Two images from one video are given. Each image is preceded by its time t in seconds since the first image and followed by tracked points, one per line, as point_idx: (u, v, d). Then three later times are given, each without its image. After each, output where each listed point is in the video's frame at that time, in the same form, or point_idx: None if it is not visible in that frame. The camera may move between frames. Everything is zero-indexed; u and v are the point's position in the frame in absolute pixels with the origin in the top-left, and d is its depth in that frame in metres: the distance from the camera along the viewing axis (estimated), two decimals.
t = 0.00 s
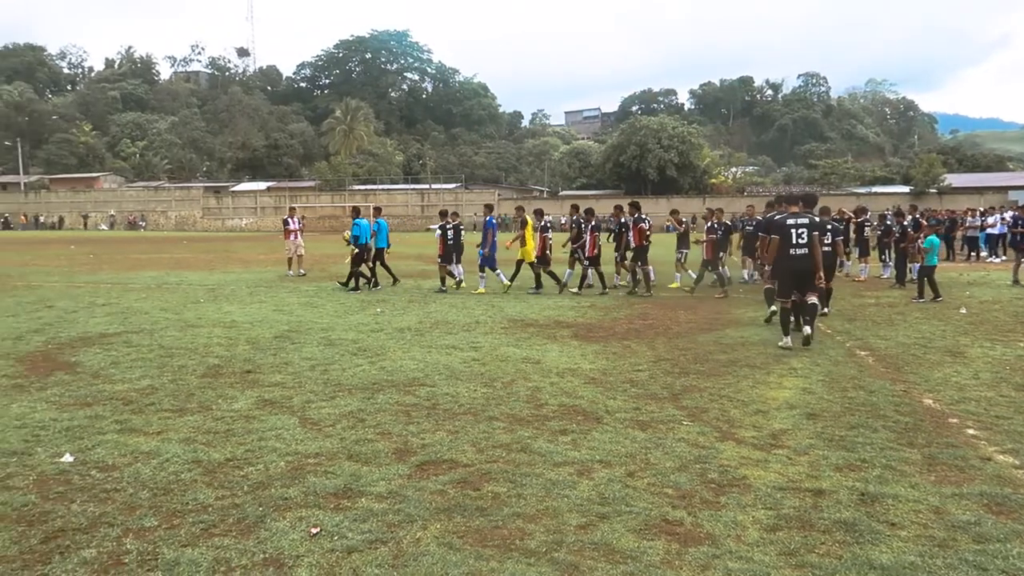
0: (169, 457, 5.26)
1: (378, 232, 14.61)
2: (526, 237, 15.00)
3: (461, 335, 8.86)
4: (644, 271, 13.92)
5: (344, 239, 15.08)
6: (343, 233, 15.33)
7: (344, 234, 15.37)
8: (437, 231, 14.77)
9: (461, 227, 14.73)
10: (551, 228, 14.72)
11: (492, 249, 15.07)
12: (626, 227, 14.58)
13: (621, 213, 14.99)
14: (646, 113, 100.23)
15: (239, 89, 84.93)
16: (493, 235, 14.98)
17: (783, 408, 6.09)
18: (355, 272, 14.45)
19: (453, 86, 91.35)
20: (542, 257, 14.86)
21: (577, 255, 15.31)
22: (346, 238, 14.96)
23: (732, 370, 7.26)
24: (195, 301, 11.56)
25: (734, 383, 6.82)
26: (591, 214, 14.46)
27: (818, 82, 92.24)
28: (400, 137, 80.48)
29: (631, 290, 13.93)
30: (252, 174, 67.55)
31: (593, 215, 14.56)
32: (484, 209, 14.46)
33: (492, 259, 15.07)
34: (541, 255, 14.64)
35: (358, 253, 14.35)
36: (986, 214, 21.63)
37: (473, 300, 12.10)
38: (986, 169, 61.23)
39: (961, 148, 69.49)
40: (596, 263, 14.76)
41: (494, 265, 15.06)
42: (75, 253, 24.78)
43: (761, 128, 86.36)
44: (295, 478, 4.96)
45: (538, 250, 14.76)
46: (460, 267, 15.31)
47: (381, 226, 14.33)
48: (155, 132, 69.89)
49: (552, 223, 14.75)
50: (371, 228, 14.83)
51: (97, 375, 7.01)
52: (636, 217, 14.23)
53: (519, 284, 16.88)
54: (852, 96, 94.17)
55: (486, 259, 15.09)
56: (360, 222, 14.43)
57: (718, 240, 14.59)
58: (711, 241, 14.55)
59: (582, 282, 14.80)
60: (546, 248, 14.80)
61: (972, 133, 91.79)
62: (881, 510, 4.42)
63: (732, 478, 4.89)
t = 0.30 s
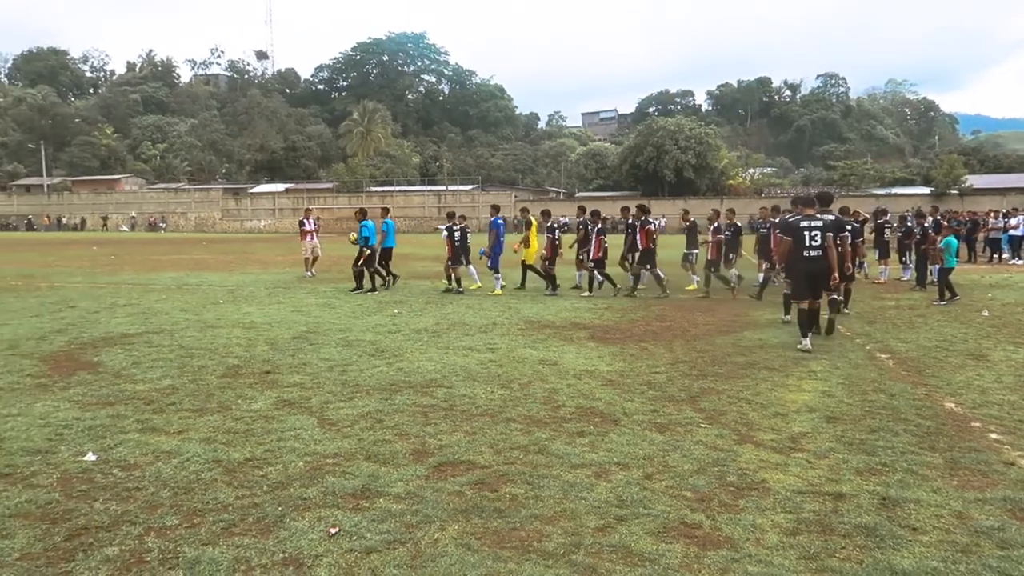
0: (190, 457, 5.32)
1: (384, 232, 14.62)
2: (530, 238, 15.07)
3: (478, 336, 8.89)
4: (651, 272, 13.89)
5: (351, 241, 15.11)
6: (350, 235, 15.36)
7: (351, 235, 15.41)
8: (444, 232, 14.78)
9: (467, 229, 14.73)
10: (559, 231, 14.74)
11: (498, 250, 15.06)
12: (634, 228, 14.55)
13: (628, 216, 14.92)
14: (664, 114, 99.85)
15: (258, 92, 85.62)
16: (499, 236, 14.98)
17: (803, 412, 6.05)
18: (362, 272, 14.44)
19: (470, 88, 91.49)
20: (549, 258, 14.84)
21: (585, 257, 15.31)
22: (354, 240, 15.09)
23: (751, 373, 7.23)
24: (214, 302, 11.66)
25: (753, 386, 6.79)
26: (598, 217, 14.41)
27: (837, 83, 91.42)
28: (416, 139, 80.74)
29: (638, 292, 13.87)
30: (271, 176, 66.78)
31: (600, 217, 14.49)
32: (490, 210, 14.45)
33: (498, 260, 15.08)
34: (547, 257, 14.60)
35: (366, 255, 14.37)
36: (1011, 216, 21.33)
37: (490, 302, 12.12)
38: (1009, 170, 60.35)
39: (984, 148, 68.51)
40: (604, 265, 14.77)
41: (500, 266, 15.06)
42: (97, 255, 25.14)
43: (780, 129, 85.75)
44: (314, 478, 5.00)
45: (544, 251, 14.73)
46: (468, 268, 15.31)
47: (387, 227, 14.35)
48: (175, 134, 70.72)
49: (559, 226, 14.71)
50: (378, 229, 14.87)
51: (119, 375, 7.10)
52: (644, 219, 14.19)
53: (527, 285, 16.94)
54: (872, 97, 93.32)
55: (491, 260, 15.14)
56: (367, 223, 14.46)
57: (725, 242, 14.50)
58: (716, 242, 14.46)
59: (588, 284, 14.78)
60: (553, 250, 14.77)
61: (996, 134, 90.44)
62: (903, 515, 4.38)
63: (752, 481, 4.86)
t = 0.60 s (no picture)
0: (208, 457, 5.36)
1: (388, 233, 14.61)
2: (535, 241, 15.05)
3: (493, 338, 8.91)
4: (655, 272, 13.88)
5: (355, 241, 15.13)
6: (355, 235, 15.37)
7: (355, 235, 15.42)
8: (449, 234, 14.77)
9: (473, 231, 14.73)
10: (565, 233, 14.69)
11: (504, 250, 15.06)
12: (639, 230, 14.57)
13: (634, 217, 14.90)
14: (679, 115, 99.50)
15: (275, 95, 86.11)
16: (505, 237, 14.97)
17: (820, 415, 6.01)
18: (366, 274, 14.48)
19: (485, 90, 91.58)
20: (556, 259, 14.83)
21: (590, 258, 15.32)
22: (358, 240, 15.08)
23: (768, 375, 7.19)
24: (231, 303, 11.76)
25: (770, 389, 6.74)
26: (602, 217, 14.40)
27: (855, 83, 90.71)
28: (431, 141, 81.02)
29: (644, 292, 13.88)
30: (287, 178, 66.57)
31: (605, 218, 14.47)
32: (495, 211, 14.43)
33: (504, 261, 15.09)
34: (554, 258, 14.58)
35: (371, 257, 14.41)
36: None
37: (505, 303, 12.13)
38: None
39: (1004, 148, 67.67)
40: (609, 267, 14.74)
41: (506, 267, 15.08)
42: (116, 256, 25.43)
43: (796, 129, 85.21)
44: (331, 479, 5.02)
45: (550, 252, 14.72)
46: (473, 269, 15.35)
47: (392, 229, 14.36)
48: (192, 137, 71.52)
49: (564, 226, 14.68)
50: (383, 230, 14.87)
51: (137, 375, 7.17)
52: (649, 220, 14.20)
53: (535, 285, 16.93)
54: (889, 97, 92.59)
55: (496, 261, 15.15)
56: (371, 226, 14.46)
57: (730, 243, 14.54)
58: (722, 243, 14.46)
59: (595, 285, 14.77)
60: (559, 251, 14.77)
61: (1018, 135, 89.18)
62: (923, 519, 4.34)
63: (770, 484, 4.84)
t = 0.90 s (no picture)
0: (225, 457, 5.40)
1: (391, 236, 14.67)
2: (538, 241, 15.08)
3: (508, 339, 8.93)
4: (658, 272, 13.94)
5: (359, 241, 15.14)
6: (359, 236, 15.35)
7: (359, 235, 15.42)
8: (454, 236, 14.84)
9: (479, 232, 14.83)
10: (569, 234, 14.66)
11: (509, 251, 15.08)
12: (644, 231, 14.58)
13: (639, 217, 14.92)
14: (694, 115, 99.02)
15: (291, 97, 86.50)
16: (510, 239, 14.97)
17: (838, 417, 5.97)
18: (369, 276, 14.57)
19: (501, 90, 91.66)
20: (560, 261, 14.82)
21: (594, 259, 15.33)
22: (361, 241, 15.07)
23: (786, 378, 7.15)
24: (248, 304, 11.85)
25: (786, 391, 6.71)
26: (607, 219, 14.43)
27: (873, 83, 89.90)
28: (446, 142, 81.10)
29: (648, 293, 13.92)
30: (303, 180, 67.14)
31: (609, 219, 14.52)
32: (500, 213, 14.45)
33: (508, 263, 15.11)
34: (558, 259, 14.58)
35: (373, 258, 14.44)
36: None
37: (520, 305, 12.13)
38: None
39: None
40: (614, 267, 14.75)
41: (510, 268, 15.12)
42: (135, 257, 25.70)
43: (813, 130, 84.55)
44: (347, 479, 5.05)
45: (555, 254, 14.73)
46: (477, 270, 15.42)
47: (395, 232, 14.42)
48: (209, 139, 72.04)
49: (569, 228, 14.69)
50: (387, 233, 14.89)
51: (155, 375, 7.23)
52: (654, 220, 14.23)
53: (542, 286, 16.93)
54: (908, 97, 91.70)
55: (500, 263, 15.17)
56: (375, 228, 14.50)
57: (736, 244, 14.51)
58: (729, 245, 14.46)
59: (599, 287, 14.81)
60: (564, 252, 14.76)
61: None
62: (944, 523, 4.29)
63: (787, 487, 4.81)
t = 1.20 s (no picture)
0: (240, 457, 5.43)
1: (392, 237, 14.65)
2: (541, 242, 15.08)
3: (522, 340, 8.94)
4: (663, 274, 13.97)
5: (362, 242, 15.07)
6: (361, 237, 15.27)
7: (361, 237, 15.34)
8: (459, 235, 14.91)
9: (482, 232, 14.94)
10: (573, 236, 14.65)
11: (513, 252, 15.08)
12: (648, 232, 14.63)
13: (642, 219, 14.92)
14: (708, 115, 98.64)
15: (305, 98, 86.99)
16: (514, 239, 14.96)
17: (854, 420, 5.93)
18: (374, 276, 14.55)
19: (514, 91, 91.76)
20: (564, 262, 14.80)
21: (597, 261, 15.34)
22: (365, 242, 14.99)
23: (801, 380, 7.10)
24: (263, 304, 11.93)
25: (802, 393, 6.67)
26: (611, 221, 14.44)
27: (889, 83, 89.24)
28: (460, 143, 81.26)
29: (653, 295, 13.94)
30: (316, 181, 67.34)
31: (612, 221, 14.52)
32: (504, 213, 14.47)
33: (512, 262, 15.10)
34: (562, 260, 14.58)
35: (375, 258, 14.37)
36: None
37: (534, 306, 12.14)
38: None
39: None
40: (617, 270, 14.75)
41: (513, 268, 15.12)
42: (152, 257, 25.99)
43: (828, 130, 83.89)
44: (361, 479, 5.07)
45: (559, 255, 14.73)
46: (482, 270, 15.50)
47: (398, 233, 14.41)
48: (224, 140, 72.50)
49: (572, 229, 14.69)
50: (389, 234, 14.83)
51: (171, 375, 7.29)
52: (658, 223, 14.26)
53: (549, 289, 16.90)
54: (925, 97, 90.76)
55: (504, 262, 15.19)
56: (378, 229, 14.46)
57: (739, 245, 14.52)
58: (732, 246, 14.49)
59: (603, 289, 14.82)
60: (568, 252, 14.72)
61: None
62: (962, 527, 4.25)
63: (803, 490, 4.78)
